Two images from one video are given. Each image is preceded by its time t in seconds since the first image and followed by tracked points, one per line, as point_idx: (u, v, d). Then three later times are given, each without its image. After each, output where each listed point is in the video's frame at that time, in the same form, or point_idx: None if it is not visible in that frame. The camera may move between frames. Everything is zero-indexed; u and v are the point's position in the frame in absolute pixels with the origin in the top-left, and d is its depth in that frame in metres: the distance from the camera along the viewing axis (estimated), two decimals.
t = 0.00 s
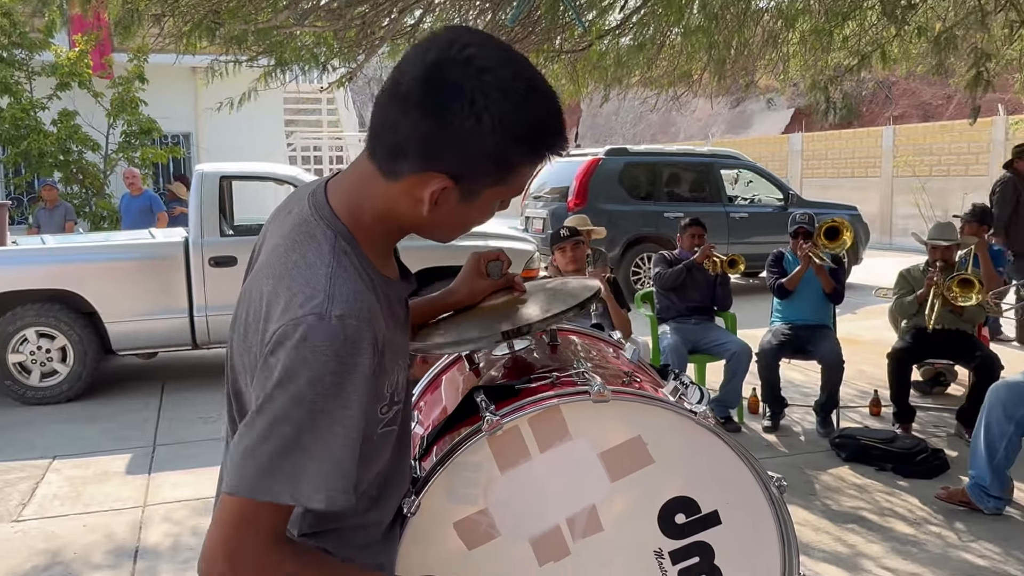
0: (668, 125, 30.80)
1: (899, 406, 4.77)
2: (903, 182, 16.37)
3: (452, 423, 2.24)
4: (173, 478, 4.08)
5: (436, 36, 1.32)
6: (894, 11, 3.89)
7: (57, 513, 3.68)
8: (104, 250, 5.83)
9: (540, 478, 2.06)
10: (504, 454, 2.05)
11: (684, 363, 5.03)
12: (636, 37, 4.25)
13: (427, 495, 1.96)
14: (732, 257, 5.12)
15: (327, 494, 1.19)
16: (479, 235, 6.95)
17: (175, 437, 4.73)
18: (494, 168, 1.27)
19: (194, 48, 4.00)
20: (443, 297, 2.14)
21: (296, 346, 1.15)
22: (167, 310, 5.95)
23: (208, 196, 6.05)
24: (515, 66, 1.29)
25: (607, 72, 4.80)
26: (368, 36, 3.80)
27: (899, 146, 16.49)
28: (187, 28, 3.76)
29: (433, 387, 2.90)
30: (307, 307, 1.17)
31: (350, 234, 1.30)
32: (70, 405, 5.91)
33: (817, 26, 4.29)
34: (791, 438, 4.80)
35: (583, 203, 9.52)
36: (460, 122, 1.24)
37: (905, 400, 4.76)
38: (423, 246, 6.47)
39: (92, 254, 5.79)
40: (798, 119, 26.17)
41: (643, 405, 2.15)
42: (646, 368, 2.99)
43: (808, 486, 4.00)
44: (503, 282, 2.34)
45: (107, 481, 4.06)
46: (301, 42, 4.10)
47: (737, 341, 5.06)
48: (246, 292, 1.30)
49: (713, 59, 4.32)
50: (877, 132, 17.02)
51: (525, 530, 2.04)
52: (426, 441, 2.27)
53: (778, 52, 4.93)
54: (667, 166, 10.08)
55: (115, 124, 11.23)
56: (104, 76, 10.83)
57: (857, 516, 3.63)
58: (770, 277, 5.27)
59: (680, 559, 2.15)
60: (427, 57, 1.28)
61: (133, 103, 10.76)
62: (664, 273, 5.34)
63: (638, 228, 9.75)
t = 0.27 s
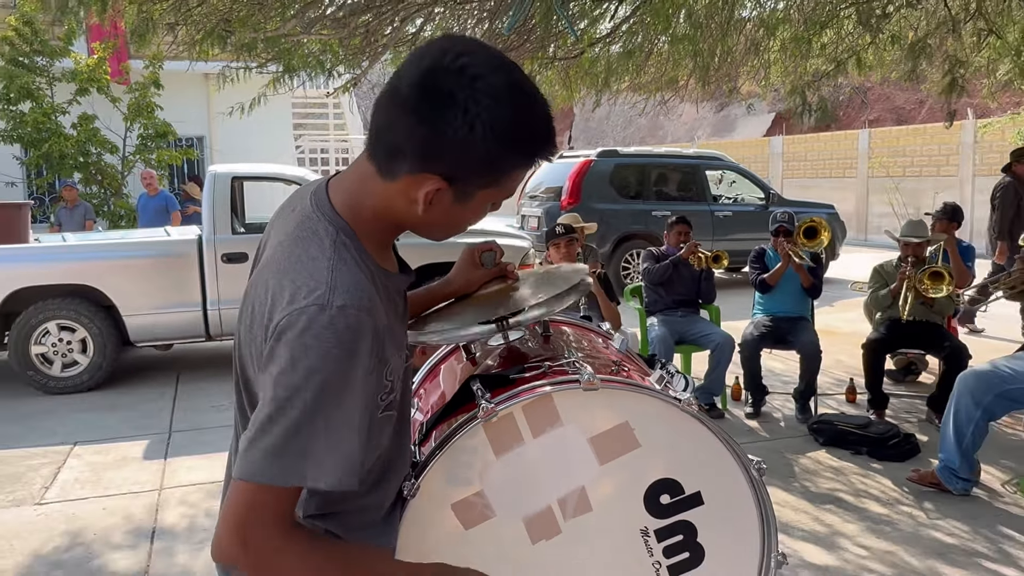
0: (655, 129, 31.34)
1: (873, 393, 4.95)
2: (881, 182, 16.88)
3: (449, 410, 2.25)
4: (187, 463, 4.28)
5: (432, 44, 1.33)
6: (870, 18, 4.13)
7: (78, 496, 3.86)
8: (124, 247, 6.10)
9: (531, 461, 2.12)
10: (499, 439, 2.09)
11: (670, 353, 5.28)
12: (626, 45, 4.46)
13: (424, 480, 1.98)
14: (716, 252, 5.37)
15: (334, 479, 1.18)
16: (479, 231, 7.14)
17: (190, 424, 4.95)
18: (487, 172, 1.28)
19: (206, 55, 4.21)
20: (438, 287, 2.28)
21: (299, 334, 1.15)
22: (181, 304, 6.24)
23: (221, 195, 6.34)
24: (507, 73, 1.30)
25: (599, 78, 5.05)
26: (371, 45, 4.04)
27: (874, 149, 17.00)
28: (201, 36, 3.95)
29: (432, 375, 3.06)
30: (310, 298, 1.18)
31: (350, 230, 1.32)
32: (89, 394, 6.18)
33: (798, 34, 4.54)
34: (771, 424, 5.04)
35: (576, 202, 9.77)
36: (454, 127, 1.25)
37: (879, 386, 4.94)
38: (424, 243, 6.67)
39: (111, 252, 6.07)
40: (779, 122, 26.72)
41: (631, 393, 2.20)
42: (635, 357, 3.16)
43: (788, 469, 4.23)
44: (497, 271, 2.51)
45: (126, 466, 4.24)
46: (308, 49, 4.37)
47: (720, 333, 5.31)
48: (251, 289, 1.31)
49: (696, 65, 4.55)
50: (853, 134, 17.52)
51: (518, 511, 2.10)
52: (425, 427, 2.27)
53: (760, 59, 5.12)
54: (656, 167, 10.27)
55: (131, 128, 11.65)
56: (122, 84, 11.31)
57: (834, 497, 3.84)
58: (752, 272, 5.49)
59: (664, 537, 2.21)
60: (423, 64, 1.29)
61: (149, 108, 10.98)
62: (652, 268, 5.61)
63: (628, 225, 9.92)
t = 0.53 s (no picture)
0: (646, 130, 31.57)
1: (853, 382, 5.11)
2: (860, 180, 17.05)
3: (445, 400, 2.36)
4: (196, 450, 4.46)
5: (422, 45, 1.37)
6: (851, 23, 4.31)
7: (92, 483, 4.04)
8: (136, 243, 6.24)
9: (524, 447, 2.15)
10: (493, 426, 2.13)
11: (660, 344, 5.43)
12: (618, 49, 4.62)
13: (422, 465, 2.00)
14: (703, 249, 5.54)
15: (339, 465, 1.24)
16: (474, 228, 7.31)
17: (198, 414, 5.12)
18: (477, 168, 1.32)
19: (213, 58, 4.36)
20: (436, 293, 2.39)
21: (301, 329, 1.20)
22: (190, 298, 6.38)
23: (228, 194, 6.51)
24: (494, 71, 1.33)
25: (591, 81, 5.22)
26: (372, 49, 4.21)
27: (856, 149, 17.17)
28: (207, 40, 4.10)
29: (431, 365, 3.21)
30: (311, 294, 1.23)
31: (349, 225, 1.37)
32: (103, 385, 6.31)
33: (782, 38, 4.70)
34: (757, 412, 5.19)
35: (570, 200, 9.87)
36: (444, 122, 1.28)
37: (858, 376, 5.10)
38: (422, 240, 6.81)
39: (125, 248, 6.21)
40: (765, 123, 26.96)
41: (619, 381, 2.26)
42: (624, 349, 3.29)
43: (771, 455, 4.40)
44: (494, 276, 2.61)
45: (138, 454, 4.42)
46: (311, 53, 4.52)
47: (708, 325, 5.46)
48: (255, 283, 1.36)
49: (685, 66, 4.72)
50: (835, 135, 17.69)
51: (512, 496, 2.12)
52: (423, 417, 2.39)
53: (746, 63, 5.28)
54: (647, 166, 10.44)
55: (143, 128, 11.80)
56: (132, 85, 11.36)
57: (816, 482, 4.04)
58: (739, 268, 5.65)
59: (653, 521, 2.24)
60: (413, 63, 1.33)
61: (158, 109, 11.18)
62: (643, 263, 5.76)
63: (619, 222, 10.05)
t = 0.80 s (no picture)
0: (640, 127, 31.69)
1: (842, 374, 5.19)
2: (850, 177, 17.17)
3: (440, 392, 2.42)
4: (198, 443, 4.52)
5: (412, 42, 1.38)
6: (839, 22, 4.41)
7: (95, 475, 4.10)
8: (136, 239, 6.28)
9: (518, 439, 2.21)
10: (488, 419, 2.19)
11: (653, 338, 5.50)
12: (612, 48, 4.69)
13: (418, 456, 2.06)
14: (695, 245, 5.63)
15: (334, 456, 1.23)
16: (470, 224, 7.38)
17: (199, 407, 5.18)
18: (468, 161, 1.33)
19: (213, 57, 4.42)
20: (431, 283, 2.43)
21: (297, 319, 1.20)
22: (191, 293, 6.43)
23: (228, 191, 6.56)
24: (483, 65, 1.34)
25: (585, 79, 5.30)
26: (371, 48, 4.27)
27: (845, 146, 17.26)
28: (208, 40, 4.17)
29: (427, 358, 3.27)
30: (307, 285, 1.23)
31: (343, 218, 1.37)
32: (107, 378, 6.38)
33: (772, 38, 4.77)
34: (748, 404, 5.27)
35: (565, 196, 9.94)
36: (434, 117, 1.29)
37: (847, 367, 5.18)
38: (419, 236, 6.88)
39: (127, 244, 6.25)
40: (755, 121, 27.07)
41: (612, 374, 2.31)
42: (616, 342, 3.37)
43: (762, 446, 4.48)
44: (487, 268, 2.68)
45: (140, 446, 4.48)
46: (310, 52, 4.58)
47: (700, 319, 5.53)
48: (251, 277, 1.36)
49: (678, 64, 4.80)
50: (824, 132, 17.77)
51: (507, 486, 2.18)
52: (419, 409, 2.45)
53: (736, 63, 5.37)
54: (640, 163, 10.51)
55: (144, 127, 11.85)
56: (134, 84, 11.36)
57: (805, 472, 4.12)
58: (729, 264, 5.73)
59: (645, 511, 2.31)
60: (404, 60, 1.34)
61: (160, 108, 11.11)
62: (636, 259, 5.83)
63: (614, 218, 10.14)
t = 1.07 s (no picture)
0: (634, 124, 31.78)
1: (833, 367, 5.25)
2: (841, 173, 17.27)
3: (436, 388, 2.48)
4: (199, 437, 4.57)
5: (407, 36, 1.41)
6: (829, 22, 4.47)
7: (97, 469, 4.15)
8: (136, 236, 6.31)
9: (513, 433, 2.27)
10: (484, 413, 2.25)
11: (647, 333, 5.56)
12: (606, 47, 4.75)
13: (416, 450, 2.11)
14: (689, 240, 5.71)
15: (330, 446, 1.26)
16: (466, 220, 7.43)
17: (199, 402, 5.23)
18: (464, 154, 1.36)
19: (211, 56, 4.47)
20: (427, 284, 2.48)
21: (294, 314, 1.24)
22: (190, 290, 6.47)
23: (228, 188, 6.59)
24: (479, 60, 1.38)
25: (580, 78, 5.35)
26: (368, 46, 4.32)
27: (835, 144, 17.35)
28: (206, 39, 4.21)
29: (423, 354, 3.32)
30: (304, 279, 1.27)
31: (339, 214, 1.40)
32: (107, 373, 6.44)
33: (763, 37, 4.83)
34: (741, 397, 5.33)
35: (560, 193, 9.99)
36: (432, 110, 1.32)
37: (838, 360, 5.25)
38: (415, 232, 6.93)
39: (127, 241, 6.29)
40: (747, 119, 27.17)
41: (605, 368, 2.38)
42: (610, 337, 3.43)
43: (754, 438, 4.55)
44: (483, 268, 2.71)
45: (141, 440, 4.53)
46: (308, 51, 4.63)
47: (692, 313, 5.59)
48: (249, 272, 1.39)
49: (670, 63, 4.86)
50: (814, 130, 17.85)
51: (503, 479, 2.23)
52: (416, 404, 2.50)
53: (728, 61, 5.43)
54: (634, 160, 10.56)
55: (143, 125, 11.89)
56: (134, 82, 11.40)
57: (796, 463, 4.18)
58: (721, 261, 5.79)
59: (640, 503, 2.36)
60: (399, 54, 1.37)
61: (160, 106, 11.21)
62: (630, 254, 5.89)
63: (608, 214, 10.20)
